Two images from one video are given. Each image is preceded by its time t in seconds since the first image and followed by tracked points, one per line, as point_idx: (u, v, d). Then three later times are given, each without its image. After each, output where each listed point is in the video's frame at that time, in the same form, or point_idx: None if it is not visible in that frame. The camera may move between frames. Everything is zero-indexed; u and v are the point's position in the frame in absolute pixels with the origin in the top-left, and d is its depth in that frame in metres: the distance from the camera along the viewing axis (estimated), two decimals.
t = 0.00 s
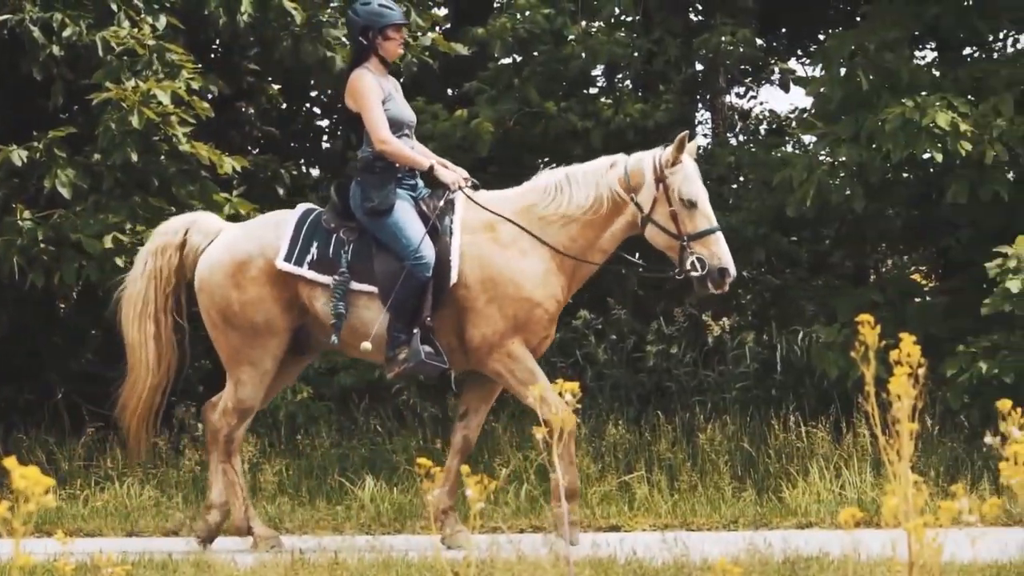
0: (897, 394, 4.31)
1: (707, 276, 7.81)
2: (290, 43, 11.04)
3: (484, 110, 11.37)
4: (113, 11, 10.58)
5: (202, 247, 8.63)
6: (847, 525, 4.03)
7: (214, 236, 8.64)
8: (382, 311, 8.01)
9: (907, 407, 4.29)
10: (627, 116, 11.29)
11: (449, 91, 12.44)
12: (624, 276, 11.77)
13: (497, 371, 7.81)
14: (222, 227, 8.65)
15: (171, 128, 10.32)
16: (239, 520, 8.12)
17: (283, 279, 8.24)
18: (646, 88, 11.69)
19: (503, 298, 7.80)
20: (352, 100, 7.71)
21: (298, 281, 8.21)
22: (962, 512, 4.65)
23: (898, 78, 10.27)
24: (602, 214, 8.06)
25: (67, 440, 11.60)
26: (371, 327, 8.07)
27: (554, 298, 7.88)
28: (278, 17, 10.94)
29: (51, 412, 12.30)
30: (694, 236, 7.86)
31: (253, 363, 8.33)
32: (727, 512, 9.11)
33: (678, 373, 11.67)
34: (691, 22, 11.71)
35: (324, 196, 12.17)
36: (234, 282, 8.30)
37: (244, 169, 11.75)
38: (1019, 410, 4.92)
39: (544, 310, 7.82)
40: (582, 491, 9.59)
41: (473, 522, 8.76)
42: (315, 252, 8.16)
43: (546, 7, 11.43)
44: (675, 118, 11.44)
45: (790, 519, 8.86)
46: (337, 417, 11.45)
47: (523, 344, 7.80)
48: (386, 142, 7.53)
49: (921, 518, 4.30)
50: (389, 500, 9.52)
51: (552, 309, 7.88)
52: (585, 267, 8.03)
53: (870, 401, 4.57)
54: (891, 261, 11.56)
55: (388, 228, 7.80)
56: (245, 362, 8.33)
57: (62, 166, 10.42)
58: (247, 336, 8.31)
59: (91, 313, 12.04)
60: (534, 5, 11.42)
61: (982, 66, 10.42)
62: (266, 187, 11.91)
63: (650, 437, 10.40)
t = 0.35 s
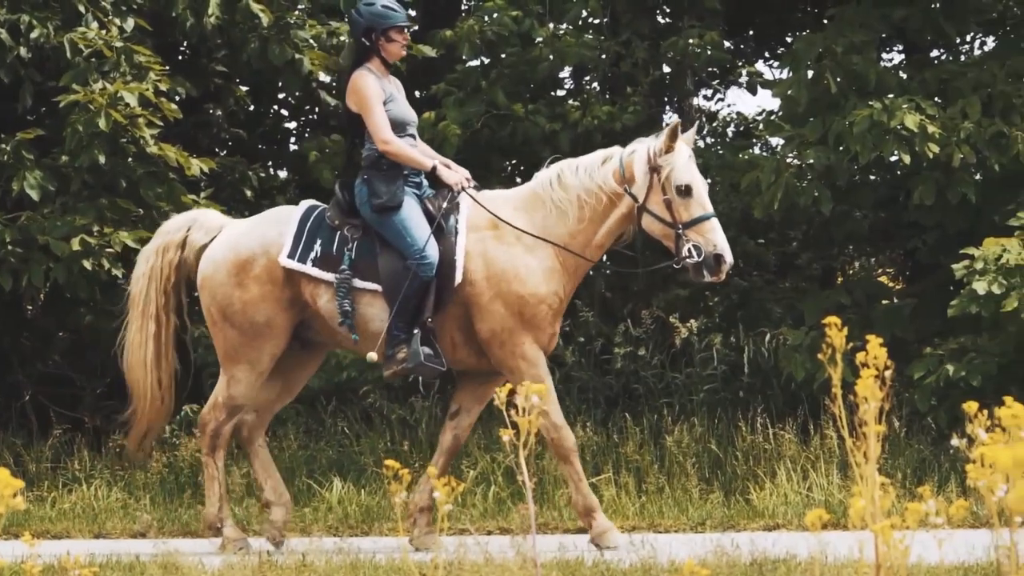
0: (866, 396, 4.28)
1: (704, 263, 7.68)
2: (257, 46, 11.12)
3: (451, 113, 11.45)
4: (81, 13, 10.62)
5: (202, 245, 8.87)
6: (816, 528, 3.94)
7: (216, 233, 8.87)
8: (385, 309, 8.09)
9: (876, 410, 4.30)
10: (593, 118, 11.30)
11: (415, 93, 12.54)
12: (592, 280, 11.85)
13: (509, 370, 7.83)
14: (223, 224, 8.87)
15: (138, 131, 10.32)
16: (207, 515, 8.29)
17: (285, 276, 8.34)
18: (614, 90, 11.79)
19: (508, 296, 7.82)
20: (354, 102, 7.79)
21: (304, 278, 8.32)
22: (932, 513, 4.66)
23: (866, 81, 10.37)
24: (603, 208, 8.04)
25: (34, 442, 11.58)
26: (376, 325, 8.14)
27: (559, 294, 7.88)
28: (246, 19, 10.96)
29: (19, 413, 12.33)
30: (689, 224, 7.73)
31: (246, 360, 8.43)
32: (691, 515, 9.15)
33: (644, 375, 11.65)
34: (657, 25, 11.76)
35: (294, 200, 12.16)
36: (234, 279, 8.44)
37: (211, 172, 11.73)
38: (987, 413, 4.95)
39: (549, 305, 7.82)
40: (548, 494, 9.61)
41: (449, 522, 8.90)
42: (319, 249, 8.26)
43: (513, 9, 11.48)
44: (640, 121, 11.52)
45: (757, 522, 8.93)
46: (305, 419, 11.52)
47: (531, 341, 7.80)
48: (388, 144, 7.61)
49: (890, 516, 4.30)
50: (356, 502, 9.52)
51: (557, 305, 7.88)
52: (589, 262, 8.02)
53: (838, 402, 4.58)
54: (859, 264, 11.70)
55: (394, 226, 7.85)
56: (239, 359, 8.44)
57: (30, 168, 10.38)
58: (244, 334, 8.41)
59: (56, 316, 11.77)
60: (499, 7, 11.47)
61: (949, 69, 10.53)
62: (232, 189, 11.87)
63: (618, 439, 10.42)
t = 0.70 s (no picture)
0: (823, 396, 4.31)
1: (696, 267, 7.82)
2: (226, 51, 11.17)
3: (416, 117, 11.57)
4: (51, 19, 10.71)
5: (210, 244, 8.82)
6: (774, 524, 3.91)
7: (224, 232, 8.83)
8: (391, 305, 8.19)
9: (830, 410, 4.31)
10: (557, 122, 11.46)
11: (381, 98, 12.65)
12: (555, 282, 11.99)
13: (510, 369, 7.98)
14: (230, 223, 8.84)
15: (108, 136, 10.30)
16: (182, 505, 8.28)
17: (293, 275, 8.38)
18: (575, 95, 11.99)
19: (515, 297, 7.96)
20: (357, 102, 7.90)
21: (313, 275, 8.37)
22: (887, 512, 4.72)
23: (824, 88, 10.60)
24: (606, 211, 8.20)
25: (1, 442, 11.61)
26: (383, 322, 8.26)
27: (564, 297, 8.03)
28: (213, 25, 11.08)
29: None
30: (685, 227, 7.88)
31: (245, 359, 8.48)
32: (651, 511, 9.31)
33: (606, 375, 11.85)
34: (619, 31, 11.94)
35: (260, 205, 12.21)
36: (244, 278, 8.43)
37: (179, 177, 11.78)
38: (941, 413, 5.07)
39: (554, 307, 7.97)
40: (510, 491, 9.74)
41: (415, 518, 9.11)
42: (329, 247, 8.33)
43: (477, 15, 11.57)
44: (603, 126, 11.69)
45: (715, 519, 9.12)
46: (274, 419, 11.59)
47: (536, 342, 7.96)
48: (392, 143, 7.73)
49: (845, 516, 4.36)
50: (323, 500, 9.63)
51: (561, 308, 8.02)
52: (593, 265, 8.18)
53: (796, 401, 4.62)
54: (816, 265, 11.82)
55: (402, 221, 7.97)
56: (239, 357, 8.47)
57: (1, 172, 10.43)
58: (250, 332, 8.43)
59: (25, 317, 11.82)
60: (462, 13, 11.55)
61: (905, 73, 10.79)
62: (200, 193, 11.97)
63: (580, 438, 10.54)
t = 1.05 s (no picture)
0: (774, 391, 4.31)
1: (687, 287, 8.20)
2: (201, 61, 11.30)
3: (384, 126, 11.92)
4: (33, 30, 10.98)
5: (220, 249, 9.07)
6: (729, 517, 4.11)
7: (234, 237, 9.10)
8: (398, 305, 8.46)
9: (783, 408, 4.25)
10: (520, 130, 11.72)
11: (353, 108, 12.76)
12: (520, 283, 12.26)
13: (500, 363, 8.30)
14: (239, 229, 9.09)
15: (89, 144, 10.44)
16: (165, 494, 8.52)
17: (300, 277, 8.66)
18: (539, 104, 12.27)
19: (512, 295, 8.27)
20: (360, 108, 8.14)
21: (320, 278, 8.64)
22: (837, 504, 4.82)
23: (777, 97, 11.17)
24: (607, 221, 8.53)
25: None
26: (390, 321, 8.51)
27: (559, 298, 8.34)
28: (190, 37, 11.18)
29: None
30: (683, 247, 8.21)
31: (247, 361, 8.75)
32: (611, 505, 9.55)
33: (568, 373, 12.14)
34: (581, 43, 12.22)
35: (236, 210, 12.50)
36: (253, 282, 8.70)
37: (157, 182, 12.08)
38: (891, 406, 4.88)
39: (549, 308, 8.29)
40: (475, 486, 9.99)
41: (383, 510, 9.34)
42: (336, 250, 8.60)
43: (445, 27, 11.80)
44: (567, 133, 12.10)
45: (674, 512, 9.36)
46: (248, 416, 11.78)
47: (528, 340, 8.29)
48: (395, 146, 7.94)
49: (796, 510, 4.47)
50: (295, 494, 9.85)
51: (556, 308, 8.33)
52: (590, 270, 8.50)
53: (751, 398, 4.72)
54: (770, 268, 12.20)
55: (405, 223, 8.22)
56: (241, 358, 8.74)
57: None
58: (255, 335, 8.70)
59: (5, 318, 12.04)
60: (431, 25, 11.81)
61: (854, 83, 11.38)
62: (178, 200, 12.26)
63: (542, 435, 10.80)
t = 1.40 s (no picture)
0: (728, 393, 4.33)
1: (693, 300, 8.35)
2: (165, 66, 11.35)
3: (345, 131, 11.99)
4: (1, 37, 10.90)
5: (221, 258, 9.10)
6: (686, 515, 4.19)
7: (234, 246, 9.11)
8: (399, 306, 8.58)
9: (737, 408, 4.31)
10: (479, 135, 11.92)
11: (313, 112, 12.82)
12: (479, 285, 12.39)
13: (485, 362, 8.41)
14: (239, 239, 9.11)
15: (55, 148, 10.48)
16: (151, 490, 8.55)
17: (300, 286, 8.70)
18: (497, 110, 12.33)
19: (503, 296, 8.37)
20: (361, 111, 8.26)
21: (320, 287, 8.71)
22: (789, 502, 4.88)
23: (732, 103, 11.39)
24: (607, 226, 8.62)
25: None
26: (391, 324, 8.62)
27: (549, 300, 8.41)
28: (154, 45, 11.26)
29: None
30: (687, 261, 8.36)
31: (244, 367, 8.81)
32: (569, 503, 9.67)
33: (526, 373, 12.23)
34: (538, 49, 12.30)
35: (199, 214, 12.67)
36: (253, 293, 8.74)
37: (121, 185, 12.08)
38: (844, 407, 4.92)
39: (539, 311, 8.36)
40: (435, 485, 10.09)
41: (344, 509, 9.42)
42: (335, 258, 8.68)
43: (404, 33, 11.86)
44: (523, 137, 12.15)
45: (630, 510, 9.48)
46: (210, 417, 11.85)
47: (517, 342, 8.37)
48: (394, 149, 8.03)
49: (751, 508, 4.48)
50: (258, 493, 9.94)
51: (545, 310, 8.39)
52: (584, 273, 8.57)
53: (705, 398, 4.81)
54: (724, 270, 12.32)
55: (403, 227, 8.36)
56: (237, 365, 8.80)
57: None
58: (253, 343, 8.75)
59: None
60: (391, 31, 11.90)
61: (807, 88, 11.57)
62: (143, 203, 12.28)
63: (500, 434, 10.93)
